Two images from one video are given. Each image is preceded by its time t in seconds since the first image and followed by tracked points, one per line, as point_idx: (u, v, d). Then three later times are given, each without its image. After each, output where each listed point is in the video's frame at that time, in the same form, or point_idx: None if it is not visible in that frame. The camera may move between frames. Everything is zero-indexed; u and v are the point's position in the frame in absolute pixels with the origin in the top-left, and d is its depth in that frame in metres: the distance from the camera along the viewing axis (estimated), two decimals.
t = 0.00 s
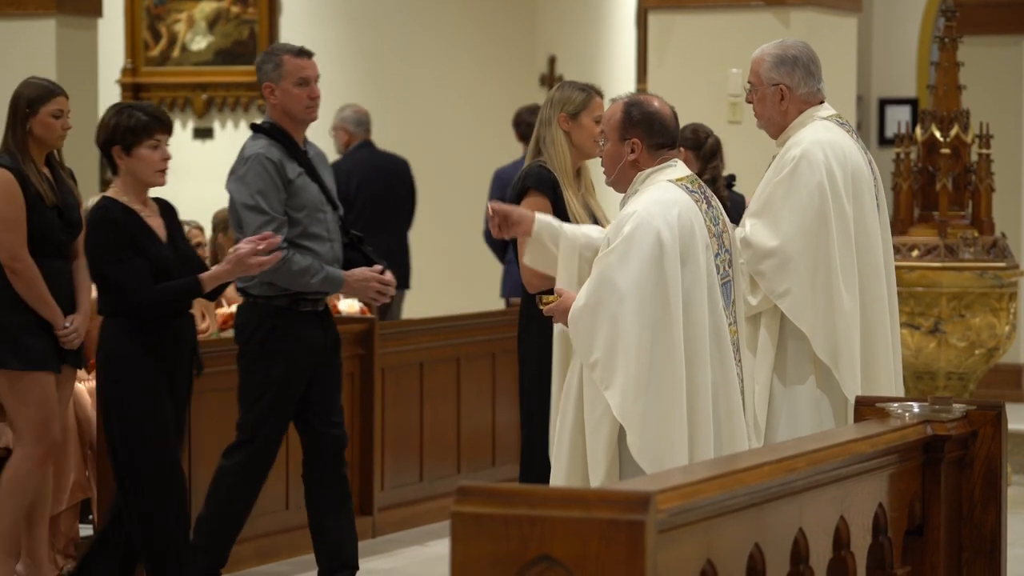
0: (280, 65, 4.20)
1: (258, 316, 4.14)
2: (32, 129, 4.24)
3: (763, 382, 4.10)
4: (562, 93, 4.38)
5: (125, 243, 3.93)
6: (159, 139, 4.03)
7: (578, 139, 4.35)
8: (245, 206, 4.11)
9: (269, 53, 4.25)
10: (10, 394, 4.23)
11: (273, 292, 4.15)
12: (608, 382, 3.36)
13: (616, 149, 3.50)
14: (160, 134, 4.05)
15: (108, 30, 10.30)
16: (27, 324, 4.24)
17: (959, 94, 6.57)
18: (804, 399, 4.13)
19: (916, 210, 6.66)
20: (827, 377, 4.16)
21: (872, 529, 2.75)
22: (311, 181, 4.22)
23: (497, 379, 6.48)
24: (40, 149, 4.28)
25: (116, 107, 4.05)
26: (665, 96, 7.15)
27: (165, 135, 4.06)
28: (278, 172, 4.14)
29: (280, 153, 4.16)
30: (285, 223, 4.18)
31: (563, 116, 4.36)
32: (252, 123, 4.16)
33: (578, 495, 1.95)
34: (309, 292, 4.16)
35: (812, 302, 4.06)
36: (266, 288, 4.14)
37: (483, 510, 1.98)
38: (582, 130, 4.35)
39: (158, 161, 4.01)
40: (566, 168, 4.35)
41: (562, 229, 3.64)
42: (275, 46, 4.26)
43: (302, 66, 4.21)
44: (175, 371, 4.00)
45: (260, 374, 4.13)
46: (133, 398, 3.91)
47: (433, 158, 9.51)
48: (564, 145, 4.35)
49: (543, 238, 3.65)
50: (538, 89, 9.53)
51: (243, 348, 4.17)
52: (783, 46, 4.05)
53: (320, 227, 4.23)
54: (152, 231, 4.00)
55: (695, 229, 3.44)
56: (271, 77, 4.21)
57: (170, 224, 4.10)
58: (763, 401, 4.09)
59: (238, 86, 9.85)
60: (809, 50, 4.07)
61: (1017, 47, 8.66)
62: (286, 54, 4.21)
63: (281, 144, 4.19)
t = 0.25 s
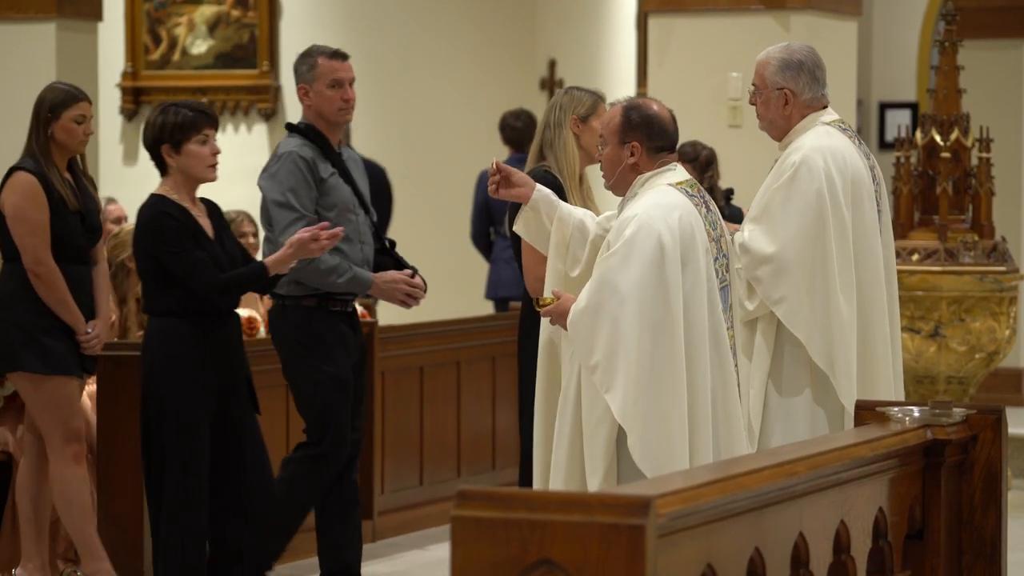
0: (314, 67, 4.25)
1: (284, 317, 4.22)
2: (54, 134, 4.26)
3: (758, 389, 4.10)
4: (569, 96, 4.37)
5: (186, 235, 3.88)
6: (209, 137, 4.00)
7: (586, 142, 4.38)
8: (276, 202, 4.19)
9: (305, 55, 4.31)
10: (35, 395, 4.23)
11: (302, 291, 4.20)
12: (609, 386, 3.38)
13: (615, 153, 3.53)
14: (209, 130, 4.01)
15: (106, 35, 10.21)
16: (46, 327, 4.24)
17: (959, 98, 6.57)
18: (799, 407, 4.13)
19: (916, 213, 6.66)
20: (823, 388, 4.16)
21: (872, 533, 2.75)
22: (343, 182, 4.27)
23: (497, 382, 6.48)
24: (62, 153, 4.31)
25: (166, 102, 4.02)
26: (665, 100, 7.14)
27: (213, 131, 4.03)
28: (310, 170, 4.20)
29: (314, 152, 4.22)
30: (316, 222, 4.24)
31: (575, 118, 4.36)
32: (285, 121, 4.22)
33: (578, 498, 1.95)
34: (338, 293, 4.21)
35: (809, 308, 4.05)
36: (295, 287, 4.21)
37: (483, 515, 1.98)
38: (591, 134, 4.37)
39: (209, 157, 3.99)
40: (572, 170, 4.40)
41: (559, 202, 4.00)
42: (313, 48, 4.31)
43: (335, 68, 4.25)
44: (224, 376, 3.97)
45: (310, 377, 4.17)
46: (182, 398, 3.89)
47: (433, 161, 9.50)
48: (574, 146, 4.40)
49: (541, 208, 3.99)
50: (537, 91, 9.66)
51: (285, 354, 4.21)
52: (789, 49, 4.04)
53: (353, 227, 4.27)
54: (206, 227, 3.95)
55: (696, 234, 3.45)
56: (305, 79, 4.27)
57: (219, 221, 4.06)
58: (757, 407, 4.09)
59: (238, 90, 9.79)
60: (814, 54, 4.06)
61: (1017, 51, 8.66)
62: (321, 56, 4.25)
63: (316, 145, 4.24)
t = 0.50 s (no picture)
0: (332, 67, 4.19)
1: (304, 322, 4.13)
2: (76, 136, 4.17)
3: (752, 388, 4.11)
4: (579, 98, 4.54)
5: (238, 240, 3.71)
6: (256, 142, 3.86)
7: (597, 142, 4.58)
8: (295, 199, 4.12)
9: (324, 54, 4.24)
10: (59, 401, 4.10)
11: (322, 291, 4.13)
12: (611, 385, 3.40)
13: (609, 154, 3.52)
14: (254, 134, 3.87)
15: (107, 35, 10.20)
16: (72, 331, 4.11)
17: (959, 98, 6.58)
18: (793, 408, 4.13)
19: (916, 213, 6.66)
20: (817, 394, 4.15)
21: (872, 532, 2.75)
22: (361, 181, 4.23)
23: (497, 382, 6.49)
24: (84, 156, 4.21)
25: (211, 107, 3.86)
26: (666, 100, 7.15)
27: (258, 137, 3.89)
28: (329, 168, 4.14)
29: (332, 150, 4.17)
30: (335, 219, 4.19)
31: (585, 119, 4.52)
32: (306, 119, 4.15)
33: (578, 498, 1.95)
34: (354, 291, 4.15)
35: (803, 309, 4.06)
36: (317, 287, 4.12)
37: (483, 514, 1.98)
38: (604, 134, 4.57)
39: (254, 162, 3.83)
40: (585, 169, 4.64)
41: (550, 209, 4.07)
42: (331, 46, 4.24)
43: (353, 67, 4.19)
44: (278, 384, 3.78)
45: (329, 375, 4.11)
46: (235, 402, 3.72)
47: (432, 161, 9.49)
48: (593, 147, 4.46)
49: (532, 218, 4.08)
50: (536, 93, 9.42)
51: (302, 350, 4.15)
52: (795, 50, 4.03)
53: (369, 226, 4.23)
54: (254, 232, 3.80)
55: (694, 234, 3.47)
56: (323, 79, 4.21)
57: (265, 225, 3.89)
58: (750, 407, 4.10)
59: (239, 90, 9.79)
60: (821, 54, 4.06)
61: (1017, 51, 8.67)
62: (337, 55, 4.19)
63: (333, 144, 4.18)
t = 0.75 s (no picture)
0: (340, 63, 4.03)
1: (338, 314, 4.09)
2: (101, 133, 4.25)
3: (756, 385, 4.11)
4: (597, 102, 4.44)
5: (285, 234, 3.71)
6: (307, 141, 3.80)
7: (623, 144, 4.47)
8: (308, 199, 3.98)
9: (331, 50, 4.08)
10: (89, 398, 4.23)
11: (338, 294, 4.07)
12: (616, 379, 3.41)
13: (600, 149, 3.54)
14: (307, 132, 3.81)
15: (107, 31, 10.19)
16: (105, 330, 4.24)
17: (959, 94, 6.57)
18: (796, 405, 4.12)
19: (916, 210, 6.66)
20: (820, 391, 4.15)
21: (872, 529, 2.75)
22: (374, 177, 4.07)
23: (498, 379, 6.49)
24: (109, 153, 4.29)
25: (267, 101, 3.80)
26: (666, 97, 7.14)
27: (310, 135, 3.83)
28: (342, 166, 4.00)
29: (345, 147, 4.02)
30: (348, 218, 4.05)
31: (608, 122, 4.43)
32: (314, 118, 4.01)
33: (578, 495, 1.95)
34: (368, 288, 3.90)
35: (805, 305, 4.06)
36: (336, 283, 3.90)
37: (482, 511, 1.98)
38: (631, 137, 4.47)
39: (304, 162, 3.76)
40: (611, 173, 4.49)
41: (525, 220, 4.04)
42: (336, 43, 4.08)
43: (362, 62, 4.03)
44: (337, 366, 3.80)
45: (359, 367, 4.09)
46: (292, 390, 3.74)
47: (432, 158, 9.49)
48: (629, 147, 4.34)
49: (509, 233, 4.05)
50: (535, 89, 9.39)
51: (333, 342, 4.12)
52: (796, 47, 4.05)
53: (382, 223, 4.11)
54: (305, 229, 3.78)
55: (691, 228, 3.50)
56: (331, 76, 4.05)
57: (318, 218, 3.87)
58: (754, 404, 4.10)
59: (239, 86, 9.78)
60: (822, 50, 4.07)
61: (1017, 47, 8.67)
62: (346, 51, 4.03)
63: (343, 140, 4.03)
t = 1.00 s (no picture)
0: (353, 66, 4.05)
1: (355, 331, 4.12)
2: (122, 133, 4.26)
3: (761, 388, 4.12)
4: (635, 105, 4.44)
5: (307, 238, 3.72)
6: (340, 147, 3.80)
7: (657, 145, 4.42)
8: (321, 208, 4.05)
9: (340, 53, 4.09)
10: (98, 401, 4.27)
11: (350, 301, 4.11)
12: (617, 383, 3.42)
13: (594, 154, 3.53)
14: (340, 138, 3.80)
15: (107, 34, 10.18)
16: (127, 332, 4.26)
17: (959, 97, 6.58)
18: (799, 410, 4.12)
19: (916, 213, 6.67)
20: (823, 394, 4.16)
21: (872, 532, 2.75)
22: (386, 182, 4.12)
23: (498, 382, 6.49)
24: (131, 152, 4.31)
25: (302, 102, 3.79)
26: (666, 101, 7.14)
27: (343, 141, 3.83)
28: (353, 173, 4.06)
29: (355, 154, 4.07)
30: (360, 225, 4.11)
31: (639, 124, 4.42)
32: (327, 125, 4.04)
33: (577, 499, 1.95)
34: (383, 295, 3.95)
35: (808, 308, 4.07)
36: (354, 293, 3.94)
37: (483, 515, 1.98)
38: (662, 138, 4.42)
39: (333, 167, 3.77)
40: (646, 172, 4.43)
41: (519, 238, 4.07)
42: (348, 45, 4.10)
43: (375, 66, 4.06)
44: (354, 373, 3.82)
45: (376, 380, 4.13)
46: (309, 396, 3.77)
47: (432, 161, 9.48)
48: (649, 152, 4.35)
49: (505, 252, 4.09)
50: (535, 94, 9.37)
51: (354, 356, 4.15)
52: (800, 50, 4.04)
53: (395, 227, 4.16)
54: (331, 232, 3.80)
55: (688, 230, 3.51)
56: (344, 78, 4.07)
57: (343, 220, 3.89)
58: (757, 407, 4.10)
59: (239, 90, 9.78)
60: (827, 54, 4.06)
61: (1017, 50, 8.67)
62: (359, 54, 4.05)
63: (354, 145, 4.08)
